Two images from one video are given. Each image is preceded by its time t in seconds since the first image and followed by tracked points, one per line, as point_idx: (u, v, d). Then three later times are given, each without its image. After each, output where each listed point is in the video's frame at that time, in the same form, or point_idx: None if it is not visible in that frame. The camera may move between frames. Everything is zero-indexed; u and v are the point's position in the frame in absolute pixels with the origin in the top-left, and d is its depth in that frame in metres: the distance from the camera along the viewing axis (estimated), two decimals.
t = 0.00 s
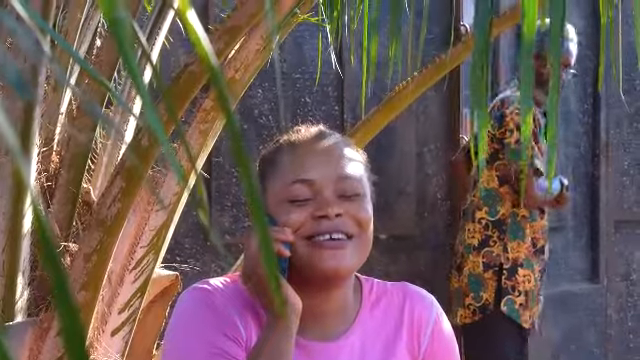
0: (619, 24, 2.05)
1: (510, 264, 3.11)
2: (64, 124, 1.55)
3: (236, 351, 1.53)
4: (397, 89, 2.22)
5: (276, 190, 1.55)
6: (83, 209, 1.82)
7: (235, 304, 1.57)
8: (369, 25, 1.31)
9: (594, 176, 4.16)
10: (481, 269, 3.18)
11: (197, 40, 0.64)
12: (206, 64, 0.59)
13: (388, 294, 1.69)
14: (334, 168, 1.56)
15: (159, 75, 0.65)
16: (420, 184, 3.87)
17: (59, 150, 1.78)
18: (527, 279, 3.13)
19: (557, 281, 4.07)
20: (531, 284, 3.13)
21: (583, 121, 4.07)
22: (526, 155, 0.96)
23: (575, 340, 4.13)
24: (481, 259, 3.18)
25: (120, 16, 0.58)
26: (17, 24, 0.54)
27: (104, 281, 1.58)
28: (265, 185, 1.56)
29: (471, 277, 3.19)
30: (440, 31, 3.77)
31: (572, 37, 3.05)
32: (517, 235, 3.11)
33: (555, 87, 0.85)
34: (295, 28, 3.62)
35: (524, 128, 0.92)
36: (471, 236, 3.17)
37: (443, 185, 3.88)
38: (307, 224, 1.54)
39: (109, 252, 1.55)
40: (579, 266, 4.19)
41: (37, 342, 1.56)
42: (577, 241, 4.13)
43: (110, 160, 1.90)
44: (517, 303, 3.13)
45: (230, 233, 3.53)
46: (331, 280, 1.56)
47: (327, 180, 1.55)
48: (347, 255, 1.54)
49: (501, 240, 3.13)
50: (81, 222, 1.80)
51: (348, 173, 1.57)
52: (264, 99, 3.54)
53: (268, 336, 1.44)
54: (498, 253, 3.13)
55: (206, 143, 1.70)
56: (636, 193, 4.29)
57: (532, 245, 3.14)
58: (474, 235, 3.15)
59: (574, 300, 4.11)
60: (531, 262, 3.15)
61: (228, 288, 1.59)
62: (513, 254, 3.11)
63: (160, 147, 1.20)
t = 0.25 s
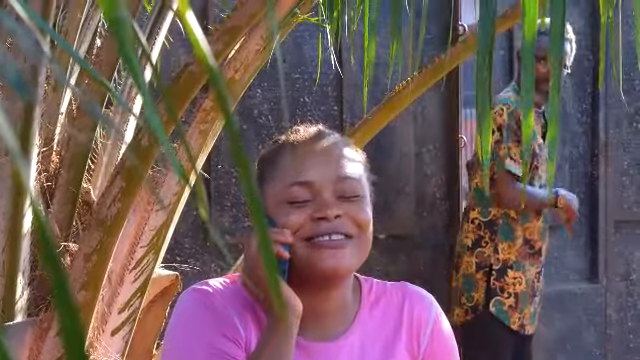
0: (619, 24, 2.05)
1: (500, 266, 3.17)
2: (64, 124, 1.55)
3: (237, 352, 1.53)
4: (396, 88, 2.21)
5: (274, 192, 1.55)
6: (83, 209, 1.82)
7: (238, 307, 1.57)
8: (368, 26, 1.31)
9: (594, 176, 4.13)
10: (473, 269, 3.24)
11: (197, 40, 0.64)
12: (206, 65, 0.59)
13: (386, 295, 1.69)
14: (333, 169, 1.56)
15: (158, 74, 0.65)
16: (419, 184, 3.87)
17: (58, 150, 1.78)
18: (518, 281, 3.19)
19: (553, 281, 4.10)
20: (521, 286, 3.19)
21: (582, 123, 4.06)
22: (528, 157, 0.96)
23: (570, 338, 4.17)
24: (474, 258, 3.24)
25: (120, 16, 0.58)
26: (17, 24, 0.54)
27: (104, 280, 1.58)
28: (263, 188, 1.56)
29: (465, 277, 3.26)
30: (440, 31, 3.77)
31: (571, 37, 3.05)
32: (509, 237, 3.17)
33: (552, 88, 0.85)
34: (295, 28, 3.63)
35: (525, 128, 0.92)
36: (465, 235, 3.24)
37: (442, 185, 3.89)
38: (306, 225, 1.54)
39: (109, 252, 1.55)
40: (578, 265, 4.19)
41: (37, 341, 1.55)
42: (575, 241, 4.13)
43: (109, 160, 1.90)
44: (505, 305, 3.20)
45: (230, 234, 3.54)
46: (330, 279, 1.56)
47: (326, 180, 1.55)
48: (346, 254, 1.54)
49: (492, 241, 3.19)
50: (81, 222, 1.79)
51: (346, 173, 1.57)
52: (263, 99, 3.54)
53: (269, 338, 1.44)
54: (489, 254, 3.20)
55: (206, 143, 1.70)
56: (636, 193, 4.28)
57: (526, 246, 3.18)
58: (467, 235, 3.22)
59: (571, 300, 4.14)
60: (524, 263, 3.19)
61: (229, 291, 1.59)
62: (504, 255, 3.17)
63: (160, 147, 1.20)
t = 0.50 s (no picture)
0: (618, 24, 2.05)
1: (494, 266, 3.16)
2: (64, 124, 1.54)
3: (237, 353, 1.53)
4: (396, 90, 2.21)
5: (274, 194, 1.54)
6: (82, 209, 1.82)
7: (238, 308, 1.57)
8: (368, 26, 1.31)
9: (594, 176, 4.14)
10: (468, 268, 3.24)
11: (196, 39, 0.64)
12: (205, 65, 0.59)
13: (386, 294, 1.69)
14: (334, 171, 1.55)
15: (157, 74, 0.65)
16: (419, 184, 3.87)
17: (58, 150, 1.77)
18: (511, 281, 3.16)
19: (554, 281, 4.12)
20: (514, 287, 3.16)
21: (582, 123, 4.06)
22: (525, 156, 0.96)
23: (567, 338, 4.18)
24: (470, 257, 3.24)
25: (119, 17, 0.58)
26: (16, 24, 0.54)
27: (104, 280, 1.58)
28: (263, 189, 1.55)
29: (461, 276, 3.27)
30: (440, 31, 3.77)
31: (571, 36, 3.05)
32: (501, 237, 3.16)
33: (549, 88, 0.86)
34: (295, 27, 3.63)
35: (522, 130, 0.92)
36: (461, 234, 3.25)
37: (441, 185, 3.89)
38: (307, 228, 1.53)
39: (108, 252, 1.55)
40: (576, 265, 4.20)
41: (37, 341, 1.57)
42: (573, 242, 4.13)
43: (109, 160, 1.90)
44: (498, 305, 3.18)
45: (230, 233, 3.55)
46: (330, 281, 1.56)
47: (326, 183, 1.54)
48: (346, 257, 1.54)
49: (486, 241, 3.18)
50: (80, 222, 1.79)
51: (347, 176, 1.56)
52: (263, 98, 3.54)
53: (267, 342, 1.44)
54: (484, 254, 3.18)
55: (205, 143, 1.69)
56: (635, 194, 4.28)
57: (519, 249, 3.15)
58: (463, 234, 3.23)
59: (568, 300, 4.15)
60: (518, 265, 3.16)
61: (229, 291, 1.59)
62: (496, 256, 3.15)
63: (159, 147, 1.20)
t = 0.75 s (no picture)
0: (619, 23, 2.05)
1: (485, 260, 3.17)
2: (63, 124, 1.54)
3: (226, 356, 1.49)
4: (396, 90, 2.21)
5: (273, 190, 1.52)
6: (82, 209, 1.82)
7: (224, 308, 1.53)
8: (369, 26, 1.31)
9: (594, 176, 4.12)
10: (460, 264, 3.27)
11: (197, 38, 0.64)
12: (206, 65, 0.59)
13: (365, 281, 1.70)
14: (336, 175, 1.53)
15: (157, 73, 0.65)
16: (420, 184, 3.87)
17: (59, 150, 1.77)
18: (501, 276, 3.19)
19: (553, 282, 4.12)
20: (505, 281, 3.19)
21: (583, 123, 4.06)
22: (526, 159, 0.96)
23: (564, 338, 4.16)
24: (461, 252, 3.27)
25: (120, 16, 0.58)
26: (16, 24, 0.54)
27: (104, 280, 1.57)
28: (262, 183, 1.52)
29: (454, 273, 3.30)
30: (440, 31, 3.77)
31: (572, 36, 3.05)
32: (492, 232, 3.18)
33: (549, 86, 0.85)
34: (295, 27, 3.62)
35: (522, 132, 0.92)
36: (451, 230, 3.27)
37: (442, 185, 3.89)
38: (304, 230, 1.52)
39: (108, 253, 1.55)
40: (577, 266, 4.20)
41: (37, 342, 1.57)
42: (573, 242, 4.14)
43: (109, 161, 1.90)
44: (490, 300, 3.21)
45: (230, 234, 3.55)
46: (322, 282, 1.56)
47: (327, 185, 1.53)
48: (340, 260, 1.54)
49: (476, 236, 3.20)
50: (80, 222, 1.79)
51: (348, 180, 1.55)
52: (263, 98, 3.54)
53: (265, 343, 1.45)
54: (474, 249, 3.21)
55: (205, 143, 1.69)
56: (636, 194, 4.28)
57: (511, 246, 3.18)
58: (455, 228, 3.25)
59: (567, 299, 4.13)
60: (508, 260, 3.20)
61: (214, 292, 1.55)
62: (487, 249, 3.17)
63: (159, 148, 1.20)
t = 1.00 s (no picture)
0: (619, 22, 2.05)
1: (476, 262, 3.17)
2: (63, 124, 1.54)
3: None
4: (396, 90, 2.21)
5: (272, 205, 1.44)
6: (82, 209, 1.82)
7: (182, 311, 1.44)
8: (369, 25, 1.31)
9: (593, 176, 4.12)
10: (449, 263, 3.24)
11: (197, 39, 0.64)
12: (206, 65, 0.59)
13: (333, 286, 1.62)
14: (339, 204, 1.44)
15: (157, 73, 0.65)
16: (419, 185, 3.87)
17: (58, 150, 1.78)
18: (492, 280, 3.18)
19: (552, 282, 4.12)
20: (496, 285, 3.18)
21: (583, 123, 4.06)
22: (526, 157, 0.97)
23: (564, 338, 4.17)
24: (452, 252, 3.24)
25: (120, 16, 0.58)
26: (16, 24, 0.54)
27: (104, 280, 1.57)
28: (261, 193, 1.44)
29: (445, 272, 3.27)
30: (440, 31, 3.77)
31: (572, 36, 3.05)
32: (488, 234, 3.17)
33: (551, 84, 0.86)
34: (295, 27, 3.62)
35: (522, 129, 0.92)
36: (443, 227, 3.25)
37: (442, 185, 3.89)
38: (295, 255, 1.44)
39: (107, 253, 1.54)
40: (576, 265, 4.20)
41: (36, 342, 1.58)
42: (572, 241, 4.14)
43: (109, 161, 1.90)
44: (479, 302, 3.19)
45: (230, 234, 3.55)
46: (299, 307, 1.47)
47: (328, 215, 1.44)
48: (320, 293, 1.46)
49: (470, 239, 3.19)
50: (80, 222, 1.79)
51: (350, 212, 1.46)
52: (263, 98, 3.54)
53: None
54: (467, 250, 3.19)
55: (206, 143, 1.69)
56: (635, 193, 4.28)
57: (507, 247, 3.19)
58: (449, 231, 3.23)
59: (566, 298, 4.13)
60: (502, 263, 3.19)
61: (173, 295, 1.46)
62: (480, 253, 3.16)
63: (159, 147, 1.20)
